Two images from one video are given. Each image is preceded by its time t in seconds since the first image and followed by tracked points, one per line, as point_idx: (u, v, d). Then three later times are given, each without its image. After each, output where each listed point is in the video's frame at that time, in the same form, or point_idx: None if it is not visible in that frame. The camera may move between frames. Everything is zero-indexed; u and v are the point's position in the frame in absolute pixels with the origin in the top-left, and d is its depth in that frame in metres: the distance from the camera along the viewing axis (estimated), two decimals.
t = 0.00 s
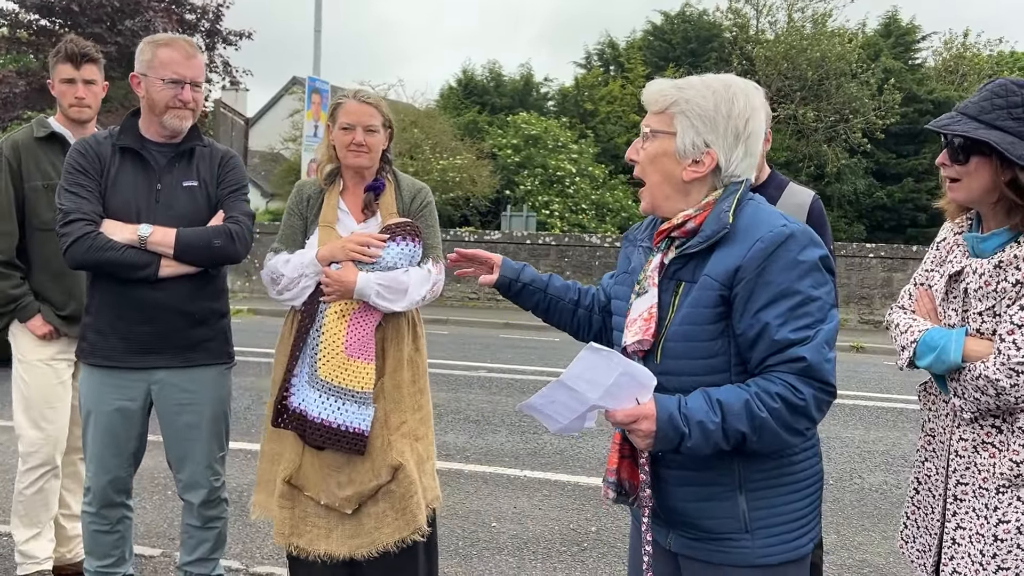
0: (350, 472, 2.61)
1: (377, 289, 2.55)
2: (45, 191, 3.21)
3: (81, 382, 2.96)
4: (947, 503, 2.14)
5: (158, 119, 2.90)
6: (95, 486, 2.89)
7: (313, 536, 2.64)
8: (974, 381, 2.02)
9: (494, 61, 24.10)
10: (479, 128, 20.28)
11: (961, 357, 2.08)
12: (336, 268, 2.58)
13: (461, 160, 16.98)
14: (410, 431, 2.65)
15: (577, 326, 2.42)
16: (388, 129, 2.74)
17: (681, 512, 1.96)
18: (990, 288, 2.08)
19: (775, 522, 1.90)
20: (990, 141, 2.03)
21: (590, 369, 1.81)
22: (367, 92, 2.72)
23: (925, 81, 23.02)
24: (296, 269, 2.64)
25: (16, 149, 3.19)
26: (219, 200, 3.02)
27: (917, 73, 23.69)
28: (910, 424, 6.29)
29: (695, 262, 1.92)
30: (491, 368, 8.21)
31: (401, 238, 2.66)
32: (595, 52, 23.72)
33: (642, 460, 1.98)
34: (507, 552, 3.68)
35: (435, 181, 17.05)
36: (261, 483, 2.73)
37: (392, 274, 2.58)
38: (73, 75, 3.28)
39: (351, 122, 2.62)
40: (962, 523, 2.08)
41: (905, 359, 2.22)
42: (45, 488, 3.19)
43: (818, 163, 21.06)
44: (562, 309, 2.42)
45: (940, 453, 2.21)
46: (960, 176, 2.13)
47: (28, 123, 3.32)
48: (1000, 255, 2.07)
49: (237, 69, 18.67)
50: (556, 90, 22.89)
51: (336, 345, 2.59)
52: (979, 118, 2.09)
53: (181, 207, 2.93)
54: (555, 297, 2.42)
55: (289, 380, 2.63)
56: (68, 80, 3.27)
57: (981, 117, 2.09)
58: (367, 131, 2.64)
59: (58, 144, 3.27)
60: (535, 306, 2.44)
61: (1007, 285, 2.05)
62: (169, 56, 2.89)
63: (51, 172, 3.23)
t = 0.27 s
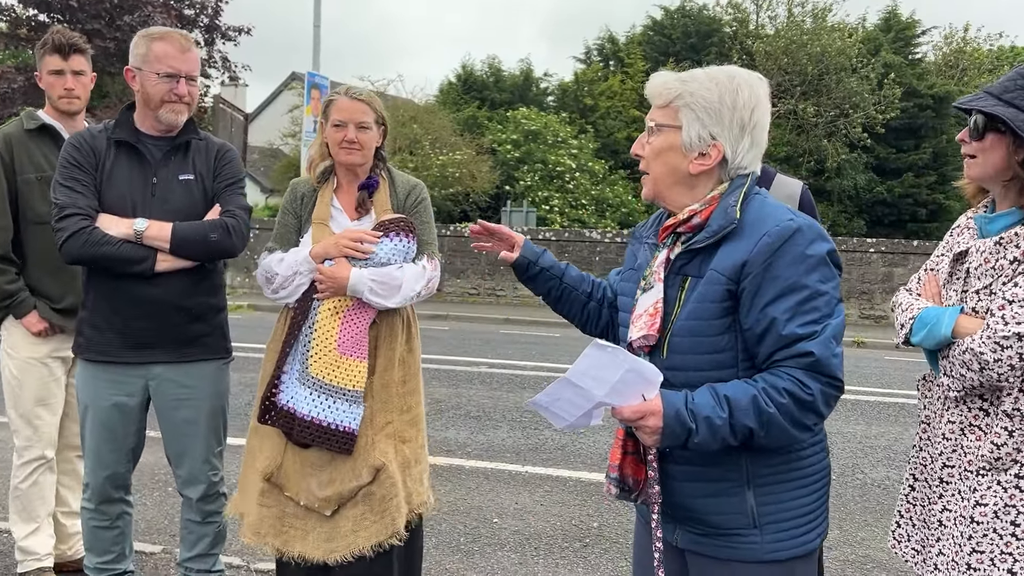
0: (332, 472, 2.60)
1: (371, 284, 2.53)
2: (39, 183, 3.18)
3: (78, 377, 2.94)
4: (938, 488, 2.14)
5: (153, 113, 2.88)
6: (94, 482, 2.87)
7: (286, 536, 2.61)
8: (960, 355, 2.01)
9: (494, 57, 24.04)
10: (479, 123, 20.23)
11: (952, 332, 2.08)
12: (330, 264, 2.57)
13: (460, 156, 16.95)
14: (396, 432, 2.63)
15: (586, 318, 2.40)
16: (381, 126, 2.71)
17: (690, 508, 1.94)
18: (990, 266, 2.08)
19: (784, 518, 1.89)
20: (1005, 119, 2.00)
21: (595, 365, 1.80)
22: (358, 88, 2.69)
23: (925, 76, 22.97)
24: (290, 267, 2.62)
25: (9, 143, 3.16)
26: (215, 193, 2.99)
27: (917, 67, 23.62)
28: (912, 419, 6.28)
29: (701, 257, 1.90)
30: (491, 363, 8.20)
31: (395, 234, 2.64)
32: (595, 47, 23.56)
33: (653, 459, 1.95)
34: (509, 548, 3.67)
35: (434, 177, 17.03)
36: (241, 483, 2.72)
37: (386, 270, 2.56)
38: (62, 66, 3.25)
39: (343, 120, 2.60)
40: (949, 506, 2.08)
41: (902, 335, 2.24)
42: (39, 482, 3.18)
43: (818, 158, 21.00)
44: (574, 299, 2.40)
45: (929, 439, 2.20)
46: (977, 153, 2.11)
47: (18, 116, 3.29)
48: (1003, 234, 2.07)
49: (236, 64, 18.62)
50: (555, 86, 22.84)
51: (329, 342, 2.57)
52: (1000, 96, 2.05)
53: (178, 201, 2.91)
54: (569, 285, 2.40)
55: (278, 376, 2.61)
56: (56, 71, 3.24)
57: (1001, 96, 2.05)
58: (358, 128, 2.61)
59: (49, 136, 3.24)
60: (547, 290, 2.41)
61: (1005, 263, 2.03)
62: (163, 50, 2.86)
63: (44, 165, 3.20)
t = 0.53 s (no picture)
0: (332, 472, 2.58)
1: (371, 283, 2.52)
2: (33, 180, 3.17)
3: (76, 374, 2.93)
4: (920, 479, 2.13)
5: (149, 110, 2.86)
6: (93, 479, 2.86)
7: (280, 536, 2.60)
8: (956, 344, 2.01)
9: (493, 53, 23.99)
10: (478, 120, 20.19)
11: (950, 321, 2.09)
12: (329, 261, 2.56)
13: (460, 152, 16.94)
14: (396, 431, 2.62)
15: (595, 309, 2.39)
16: (383, 121, 2.70)
17: (691, 504, 1.93)
18: (994, 258, 2.07)
19: (783, 519, 1.87)
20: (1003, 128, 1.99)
21: (601, 361, 1.80)
22: (359, 84, 2.68)
23: (925, 71, 22.92)
24: (290, 264, 2.60)
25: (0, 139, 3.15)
26: (212, 189, 2.98)
27: (917, 63, 23.57)
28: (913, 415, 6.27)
29: (708, 253, 1.89)
30: (492, 360, 8.19)
31: (394, 231, 2.62)
32: (595, 43, 23.21)
33: (653, 452, 1.94)
34: (511, 545, 3.66)
35: (434, 174, 17.01)
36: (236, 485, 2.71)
37: (385, 268, 2.55)
38: (54, 62, 3.24)
39: (345, 114, 2.59)
40: (929, 496, 2.08)
41: (904, 326, 2.25)
42: (32, 478, 3.17)
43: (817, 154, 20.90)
44: (587, 287, 2.39)
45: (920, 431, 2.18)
46: (989, 163, 2.10)
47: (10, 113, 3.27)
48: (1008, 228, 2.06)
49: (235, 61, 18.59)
50: (555, 82, 22.79)
51: (328, 341, 2.56)
52: (995, 107, 2.04)
53: (174, 198, 2.90)
54: (586, 272, 2.38)
55: (278, 374, 2.60)
56: (49, 67, 3.23)
57: (996, 106, 2.04)
58: (360, 123, 2.60)
59: (41, 132, 3.23)
60: (563, 274, 2.39)
61: (1008, 256, 2.02)
62: (158, 46, 2.84)
63: (39, 161, 3.19)
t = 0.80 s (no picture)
0: (343, 471, 2.58)
1: (374, 279, 2.50)
2: (30, 179, 3.16)
3: (75, 374, 2.93)
4: (918, 470, 2.13)
5: (147, 111, 2.85)
6: (92, 479, 2.86)
7: (295, 535, 2.59)
8: (961, 337, 1.99)
9: (493, 52, 23.96)
10: (478, 118, 20.18)
11: (954, 314, 2.07)
12: (333, 258, 2.55)
13: (460, 151, 16.93)
14: (406, 430, 2.61)
15: (603, 306, 2.38)
16: (392, 117, 2.69)
17: (693, 503, 1.92)
18: (999, 252, 2.06)
19: (785, 519, 1.86)
20: None
21: (604, 358, 1.80)
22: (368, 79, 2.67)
23: (925, 68, 22.89)
24: (296, 260, 2.60)
25: None
26: (211, 189, 2.96)
27: (918, 60, 23.54)
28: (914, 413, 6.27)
29: (712, 252, 1.88)
30: (493, 359, 8.18)
31: (399, 227, 2.61)
32: (595, 41, 23.31)
33: (657, 452, 1.94)
34: (511, 543, 3.66)
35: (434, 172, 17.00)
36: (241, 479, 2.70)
37: (389, 264, 2.53)
38: (51, 61, 3.22)
39: (353, 109, 2.58)
40: (927, 489, 2.07)
41: (904, 319, 2.22)
42: (32, 478, 3.17)
43: (818, 152, 20.92)
44: (596, 285, 2.38)
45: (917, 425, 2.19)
46: (1002, 155, 2.09)
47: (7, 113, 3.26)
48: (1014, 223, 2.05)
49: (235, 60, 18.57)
50: (555, 80, 22.77)
51: (332, 339, 2.54)
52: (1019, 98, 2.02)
53: (173, 198, 2.89)
54: (597, 270, 2.37)
55: (285, 374, 2.59)
56: (46, 66, 3.21)
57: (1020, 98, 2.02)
58: (369, 118, 2.59)
59: (39, 132, 3.22)
60: (573, 270, 2.37)
61: (1014, 250, 2.02)
62: (156, 47, 2.83)
63: (36, 161, 3.18)
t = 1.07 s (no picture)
0: (359, 472, 2.59)
1: (381, 278, 2.50)
2: (31, 181, 3.16)
3: (77, 375, 2.93)
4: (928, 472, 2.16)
5: (150, 112, 2.86)
6: (94, 480, 2.86)
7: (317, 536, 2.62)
8: (984, 340, 2.03)
9: (493, 52, 23.96)
10: (478, 118, 20.18)
11: (975, 318, 2.09)
12: (340, 257, 2.55)
13: (460, 151, 16.95)
14: (423, 429, 2.62)
15: (608, 310, 2.38)
16: (400, 116, 2.70)
17: (695, 504, 1.92)
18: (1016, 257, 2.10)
19: (787, 519, 1.86)
20: None
21: (604, 363, 1.79)
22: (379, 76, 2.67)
23: (925, 68, 22.89)
24: (303, 259, 2.60)
25: None
26: (213, 191, 2.97)
27: (918, 59, 23.52)
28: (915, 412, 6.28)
29: (714, 253, 1.88)
30: (494, 359, 8.18)
31: (406, 225, 2.61)
32: (595, 41, 23.33)
33: (658, 456, 1.94)
34: (512, 544, 3.66)
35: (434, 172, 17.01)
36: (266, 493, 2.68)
37: (396, 263, 2.53)
38: (51, 63, 3.22)
39: (362, 107, 2.58)
40: (942, 490, 2.10)
41: (911, 323, 2.23)
42: (35, 479, 3.17)
43: (818, 152, 20.94)
44: (601, 288, 2.38)
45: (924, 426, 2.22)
46: (1014, 162, 2.15)
47: (8, 115, 3.26)
48: None
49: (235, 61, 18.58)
50: (555, 80, 22.78)
51: (342, 340, 2.54)
52: None
53: (175, 199, 2.89)
54: (604, 272, 2.37)
55: (295, 376, 2.59)
56: (46, 68, 3.22)
57: None
58: (377, 117, 2.60)
59: (40, 133, 3.22)
60: (579, 275, 2.38)
61: None
62: (159, 49, 2.83)
63: (37, 162, 3.18)
